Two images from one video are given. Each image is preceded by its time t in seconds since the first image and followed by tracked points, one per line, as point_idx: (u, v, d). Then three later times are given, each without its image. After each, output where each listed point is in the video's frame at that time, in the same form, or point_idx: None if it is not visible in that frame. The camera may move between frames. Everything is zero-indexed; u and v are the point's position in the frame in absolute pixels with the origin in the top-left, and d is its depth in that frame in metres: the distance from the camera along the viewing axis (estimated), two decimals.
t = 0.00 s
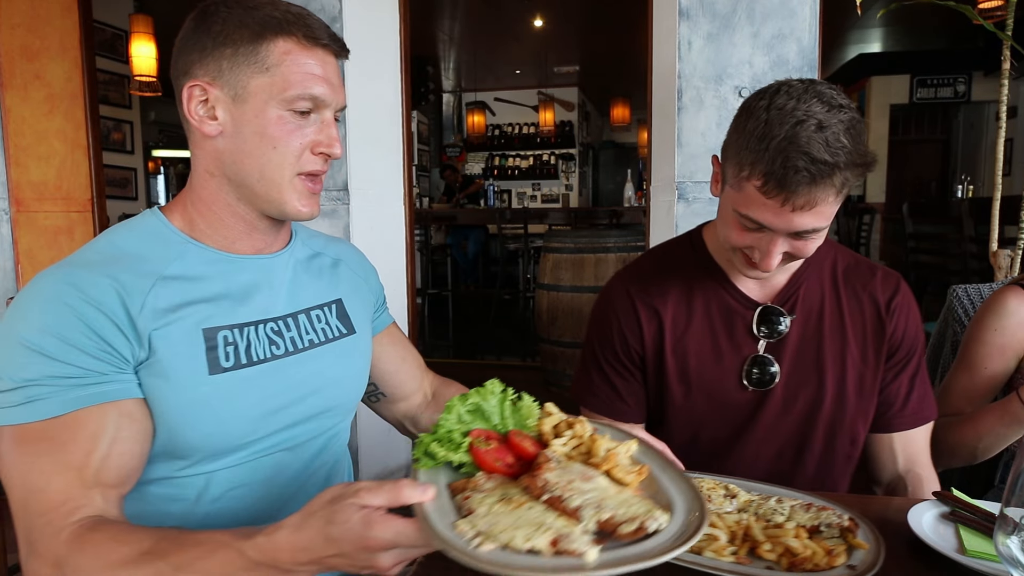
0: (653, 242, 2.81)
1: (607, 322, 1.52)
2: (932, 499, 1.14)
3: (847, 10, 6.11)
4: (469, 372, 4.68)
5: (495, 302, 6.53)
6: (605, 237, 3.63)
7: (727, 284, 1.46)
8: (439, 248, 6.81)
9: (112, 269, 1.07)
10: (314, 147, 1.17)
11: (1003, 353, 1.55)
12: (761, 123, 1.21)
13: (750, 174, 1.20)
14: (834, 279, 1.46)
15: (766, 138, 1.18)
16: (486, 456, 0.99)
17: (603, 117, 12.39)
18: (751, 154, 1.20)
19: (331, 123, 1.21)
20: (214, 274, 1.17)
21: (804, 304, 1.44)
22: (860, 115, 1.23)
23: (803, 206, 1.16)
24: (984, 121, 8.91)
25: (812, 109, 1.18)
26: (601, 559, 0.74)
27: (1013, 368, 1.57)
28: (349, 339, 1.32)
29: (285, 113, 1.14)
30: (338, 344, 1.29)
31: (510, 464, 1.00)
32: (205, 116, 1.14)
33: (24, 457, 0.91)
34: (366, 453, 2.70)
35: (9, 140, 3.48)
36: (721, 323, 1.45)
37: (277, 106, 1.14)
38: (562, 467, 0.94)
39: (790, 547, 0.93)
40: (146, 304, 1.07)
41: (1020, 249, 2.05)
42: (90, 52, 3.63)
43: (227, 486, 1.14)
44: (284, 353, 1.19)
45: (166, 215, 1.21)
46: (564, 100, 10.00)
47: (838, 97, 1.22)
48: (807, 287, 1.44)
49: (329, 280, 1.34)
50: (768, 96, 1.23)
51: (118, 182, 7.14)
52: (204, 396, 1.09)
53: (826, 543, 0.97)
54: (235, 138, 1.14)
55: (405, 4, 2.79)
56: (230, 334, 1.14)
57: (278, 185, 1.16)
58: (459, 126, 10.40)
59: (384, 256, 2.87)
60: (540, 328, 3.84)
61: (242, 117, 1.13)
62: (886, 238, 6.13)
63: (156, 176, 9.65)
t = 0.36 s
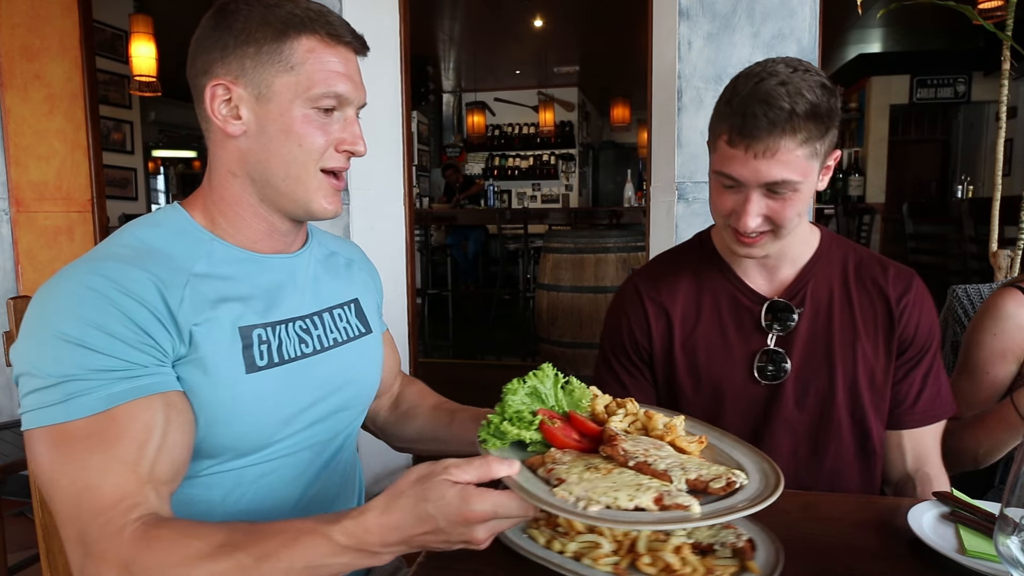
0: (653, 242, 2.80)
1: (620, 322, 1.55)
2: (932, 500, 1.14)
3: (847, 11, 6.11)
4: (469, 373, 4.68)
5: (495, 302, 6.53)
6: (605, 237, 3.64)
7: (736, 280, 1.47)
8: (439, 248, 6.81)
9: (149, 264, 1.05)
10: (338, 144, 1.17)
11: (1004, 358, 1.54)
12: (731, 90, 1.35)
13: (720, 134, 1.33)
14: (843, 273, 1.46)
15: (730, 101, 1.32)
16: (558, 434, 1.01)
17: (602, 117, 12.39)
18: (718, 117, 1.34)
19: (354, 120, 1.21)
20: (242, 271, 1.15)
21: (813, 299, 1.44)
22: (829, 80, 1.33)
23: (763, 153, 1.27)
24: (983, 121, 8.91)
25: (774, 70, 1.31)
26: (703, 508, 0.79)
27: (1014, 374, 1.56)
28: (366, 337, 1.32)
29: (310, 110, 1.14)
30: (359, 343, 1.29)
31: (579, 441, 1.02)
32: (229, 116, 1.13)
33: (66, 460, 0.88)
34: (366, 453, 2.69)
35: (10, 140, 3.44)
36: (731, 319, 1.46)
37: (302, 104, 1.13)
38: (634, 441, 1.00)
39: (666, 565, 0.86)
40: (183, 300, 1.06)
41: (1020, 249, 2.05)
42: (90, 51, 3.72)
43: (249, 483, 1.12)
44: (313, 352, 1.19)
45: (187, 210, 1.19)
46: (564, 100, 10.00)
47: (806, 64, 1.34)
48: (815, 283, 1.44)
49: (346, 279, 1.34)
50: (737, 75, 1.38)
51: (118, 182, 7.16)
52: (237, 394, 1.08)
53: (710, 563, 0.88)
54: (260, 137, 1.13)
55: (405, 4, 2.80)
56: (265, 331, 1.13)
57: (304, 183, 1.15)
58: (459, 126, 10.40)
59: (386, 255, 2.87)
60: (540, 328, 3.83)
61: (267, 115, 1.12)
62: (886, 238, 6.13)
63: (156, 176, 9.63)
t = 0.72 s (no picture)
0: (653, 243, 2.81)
1: (584, 314, 1.61)
2: (933, 500, 1.14)
3: (847, 11, 6.12)
4: (469, 372, 4.69)
5: (495, 302, 6.54)
6: (605, 237, 3.65)
7: (696, 269, 1.55)
8: (439, 248, 6.82)
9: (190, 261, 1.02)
10: (360, 149, 1.11)
11: (993, 358, 1.55)
12: (697, 80, 1.45)
13: (690, 117, 1.42)
14: (793, 261, 1.55)
15: (700, 87, 1.41)
16: (606, 432, 1.15)
17: (602, 116, 12.41)
18: (688, 101, 1.43)
19: (379, 124, 1.15)
20: (272, 271, 1.13)
21: (769, 283, 1.51)
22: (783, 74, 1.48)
23: (735, 133, 1.37)
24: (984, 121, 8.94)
25: (737, 62, 1.43)
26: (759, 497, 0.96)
27: (1004, 373, 1.56)
28: (380, 341, 1.32)
29: (333, 114, 1.08)
30: (376, 346, 1.29)
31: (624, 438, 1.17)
32: (253, 117, 1.08)
33: (116, 461, 0.82)
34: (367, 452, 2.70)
35: (10, 140, 3.48)
36: (692, 306, 1.53)
37: (326, 107, 1.07)
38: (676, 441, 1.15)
39: None
40: (221, 297, 1.03)
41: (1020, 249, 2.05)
42: (90, 52, 3.62)
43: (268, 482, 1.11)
44: (336, 354, 1.18)
45: (214, 208, 1.16)
46: (563, 100, 10.00)
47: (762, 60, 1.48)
48: (771, 268, 1.53)
49: (361, 282, 1.34)
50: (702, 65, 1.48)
51: (117, 182, 7.18)
52: (267, 395, 1.06)
53: None
54: (283, 139, 1.08)
55: (405, 4, 2.81)
56: (294, 333, 1.12)
57: (324, 187, 1.11)
58: (459, 126, 10.40)
59: (386, 255, 2.87)
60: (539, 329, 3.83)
61: (289, 117, 1.07)
62: (886, 238, 6.13)
63: (156, 176, 9.63)
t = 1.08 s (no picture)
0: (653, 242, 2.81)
1: (597, 306, 1.64)
2: (933, 499, 1.14)
3: (847, 11, 6.12)
4: (469, 372, 4.68)
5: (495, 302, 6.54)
6: (605, 237, 3.64)
7: (702, 263, 1.56)
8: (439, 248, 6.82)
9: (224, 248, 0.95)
10: (393, 149, 1.04)
11: (995, 362, 1.54)
12: (703, 80, 1.47)
13: (702, 114, 1.44)
14: (798, 259, 1.55)
15: (709, 86, 1.43)
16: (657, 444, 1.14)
17: (602, 116, 12.42)
18: (698, 100, 1.45)
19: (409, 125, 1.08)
20: (298, 268, 1.08)
21: (772, 278, 1.52)
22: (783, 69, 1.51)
23: (748, 126, 1.39)
24: (984, 121, 8.95)
25: (739, 60, 1.46)
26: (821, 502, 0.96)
27: (1005, 377, 1.56)
28: (396, 346, 1.25)
29: (366, 114, 1.01)
30: (395, 351, 1.24)
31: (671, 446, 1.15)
32: (286, 117, 1.01)
33: (174, 435, 0.73)
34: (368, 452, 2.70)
35: (9, 140, 3.43)
36: (696, 296, 1.55)
37: (359, 107, 1.01)
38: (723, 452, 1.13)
39: None
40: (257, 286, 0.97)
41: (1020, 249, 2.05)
42: (90, 51, 3.73)
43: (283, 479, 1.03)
44: (356, 356, 1.12)
45: (244, 202, 1.11)
46: (563, 100, 10.01)
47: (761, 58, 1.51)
48: (776, 264, 1.54)
49: (380, 286, 1.28)
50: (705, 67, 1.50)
51: (118, 182, 7.19)
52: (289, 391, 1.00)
53: None
54: (316, 139, 1.01)
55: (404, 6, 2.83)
56: (319, 333, 1.06)
57: (357, 189, 1.04)
58: (459, 126, 10.41)
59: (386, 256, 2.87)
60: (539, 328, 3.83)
61: (322, 116, 1.00)
62: (886, 238, 6.14)
63: (156, 176, 9.63)
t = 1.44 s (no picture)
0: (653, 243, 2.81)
1: (604, 305, 1.64)
2: (933, 500, 1.14)
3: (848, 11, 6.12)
4: (469, 373, 4.68)
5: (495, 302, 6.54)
6: (605, 237, 3.64)
7: (708, 262, 1.56)
8: (439, 247, 6.82)
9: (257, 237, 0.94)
10: (422, 147, 1.03)
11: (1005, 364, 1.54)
12: (729, 75, 1.48)
13: (736, 108, 1.44)
14: (804, 260, 1.55)
15: (744, 79, 1.44)
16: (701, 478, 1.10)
17: (602, 116, 12.43)
18: (729, 94, 1.45)
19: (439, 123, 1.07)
20: (323, 267, 1.07)
21: (773, 275, 1.53)
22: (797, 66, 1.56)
23: (786, 115, 1.40)
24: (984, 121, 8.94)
25: (762, 55, 1.49)
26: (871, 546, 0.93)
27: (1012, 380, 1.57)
28: (417, 352, 1.24)
29: (395, 112, 1.00)
30: (416, 355, 1.22)
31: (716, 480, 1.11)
32: (316, 117, 1.01)
33: (224, 417, 0.68)
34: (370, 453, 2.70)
35: (9, 140, 3.42)
36: (702, 295, 1.55)
37: (387, 105, 1.00)
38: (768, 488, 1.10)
39: None
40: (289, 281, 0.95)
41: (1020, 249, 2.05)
42: (90, 52, 3.74)
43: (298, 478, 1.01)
44: (379, 359, 1.11)
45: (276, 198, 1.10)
46: (564, 100, 10.01)
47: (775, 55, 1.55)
48: (778, 265, 1.54)
49: (403, 291, 1.28)
50: (727, 63, 1.51)
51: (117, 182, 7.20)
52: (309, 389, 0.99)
53: None
54: (345, 139, 1.01)
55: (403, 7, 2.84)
56: (344, 333, 1.05)
57: (388, 187, 1.03)
58: (459, 126, 10.41)
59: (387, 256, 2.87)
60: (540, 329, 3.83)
61: (352, 115, 1.00)
62: (886, 238, 6.14)
63: (156, 176, 9.61)
